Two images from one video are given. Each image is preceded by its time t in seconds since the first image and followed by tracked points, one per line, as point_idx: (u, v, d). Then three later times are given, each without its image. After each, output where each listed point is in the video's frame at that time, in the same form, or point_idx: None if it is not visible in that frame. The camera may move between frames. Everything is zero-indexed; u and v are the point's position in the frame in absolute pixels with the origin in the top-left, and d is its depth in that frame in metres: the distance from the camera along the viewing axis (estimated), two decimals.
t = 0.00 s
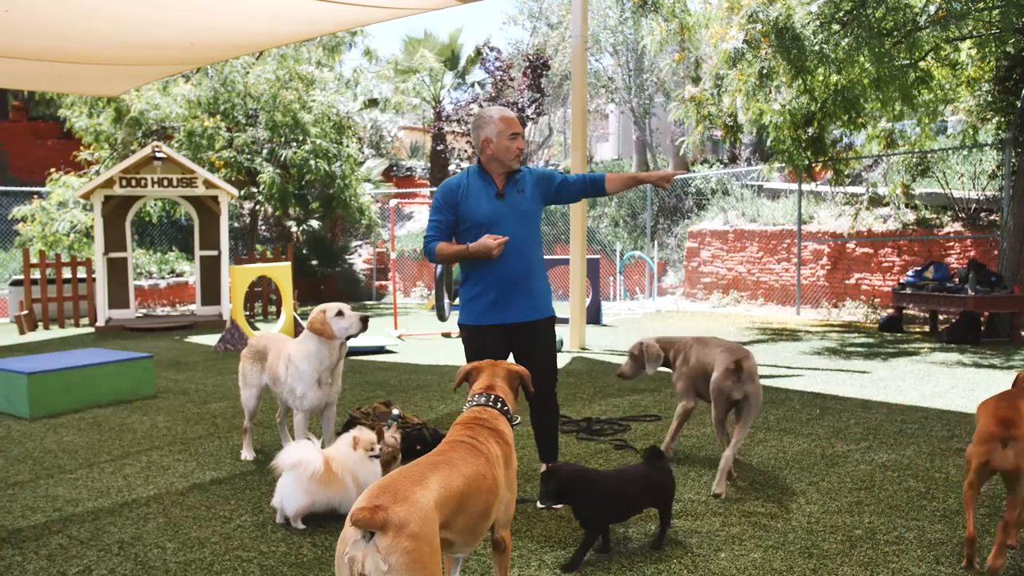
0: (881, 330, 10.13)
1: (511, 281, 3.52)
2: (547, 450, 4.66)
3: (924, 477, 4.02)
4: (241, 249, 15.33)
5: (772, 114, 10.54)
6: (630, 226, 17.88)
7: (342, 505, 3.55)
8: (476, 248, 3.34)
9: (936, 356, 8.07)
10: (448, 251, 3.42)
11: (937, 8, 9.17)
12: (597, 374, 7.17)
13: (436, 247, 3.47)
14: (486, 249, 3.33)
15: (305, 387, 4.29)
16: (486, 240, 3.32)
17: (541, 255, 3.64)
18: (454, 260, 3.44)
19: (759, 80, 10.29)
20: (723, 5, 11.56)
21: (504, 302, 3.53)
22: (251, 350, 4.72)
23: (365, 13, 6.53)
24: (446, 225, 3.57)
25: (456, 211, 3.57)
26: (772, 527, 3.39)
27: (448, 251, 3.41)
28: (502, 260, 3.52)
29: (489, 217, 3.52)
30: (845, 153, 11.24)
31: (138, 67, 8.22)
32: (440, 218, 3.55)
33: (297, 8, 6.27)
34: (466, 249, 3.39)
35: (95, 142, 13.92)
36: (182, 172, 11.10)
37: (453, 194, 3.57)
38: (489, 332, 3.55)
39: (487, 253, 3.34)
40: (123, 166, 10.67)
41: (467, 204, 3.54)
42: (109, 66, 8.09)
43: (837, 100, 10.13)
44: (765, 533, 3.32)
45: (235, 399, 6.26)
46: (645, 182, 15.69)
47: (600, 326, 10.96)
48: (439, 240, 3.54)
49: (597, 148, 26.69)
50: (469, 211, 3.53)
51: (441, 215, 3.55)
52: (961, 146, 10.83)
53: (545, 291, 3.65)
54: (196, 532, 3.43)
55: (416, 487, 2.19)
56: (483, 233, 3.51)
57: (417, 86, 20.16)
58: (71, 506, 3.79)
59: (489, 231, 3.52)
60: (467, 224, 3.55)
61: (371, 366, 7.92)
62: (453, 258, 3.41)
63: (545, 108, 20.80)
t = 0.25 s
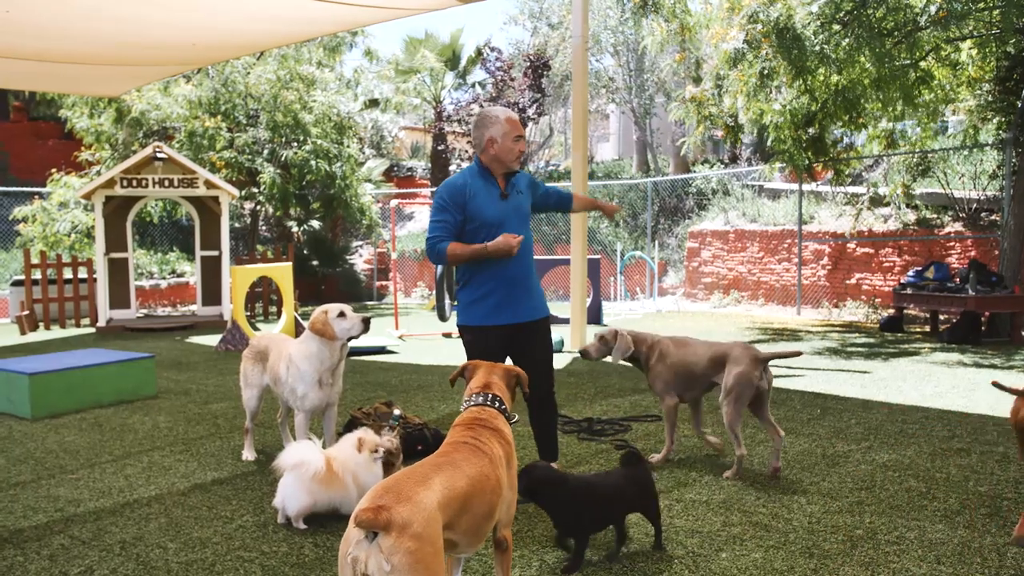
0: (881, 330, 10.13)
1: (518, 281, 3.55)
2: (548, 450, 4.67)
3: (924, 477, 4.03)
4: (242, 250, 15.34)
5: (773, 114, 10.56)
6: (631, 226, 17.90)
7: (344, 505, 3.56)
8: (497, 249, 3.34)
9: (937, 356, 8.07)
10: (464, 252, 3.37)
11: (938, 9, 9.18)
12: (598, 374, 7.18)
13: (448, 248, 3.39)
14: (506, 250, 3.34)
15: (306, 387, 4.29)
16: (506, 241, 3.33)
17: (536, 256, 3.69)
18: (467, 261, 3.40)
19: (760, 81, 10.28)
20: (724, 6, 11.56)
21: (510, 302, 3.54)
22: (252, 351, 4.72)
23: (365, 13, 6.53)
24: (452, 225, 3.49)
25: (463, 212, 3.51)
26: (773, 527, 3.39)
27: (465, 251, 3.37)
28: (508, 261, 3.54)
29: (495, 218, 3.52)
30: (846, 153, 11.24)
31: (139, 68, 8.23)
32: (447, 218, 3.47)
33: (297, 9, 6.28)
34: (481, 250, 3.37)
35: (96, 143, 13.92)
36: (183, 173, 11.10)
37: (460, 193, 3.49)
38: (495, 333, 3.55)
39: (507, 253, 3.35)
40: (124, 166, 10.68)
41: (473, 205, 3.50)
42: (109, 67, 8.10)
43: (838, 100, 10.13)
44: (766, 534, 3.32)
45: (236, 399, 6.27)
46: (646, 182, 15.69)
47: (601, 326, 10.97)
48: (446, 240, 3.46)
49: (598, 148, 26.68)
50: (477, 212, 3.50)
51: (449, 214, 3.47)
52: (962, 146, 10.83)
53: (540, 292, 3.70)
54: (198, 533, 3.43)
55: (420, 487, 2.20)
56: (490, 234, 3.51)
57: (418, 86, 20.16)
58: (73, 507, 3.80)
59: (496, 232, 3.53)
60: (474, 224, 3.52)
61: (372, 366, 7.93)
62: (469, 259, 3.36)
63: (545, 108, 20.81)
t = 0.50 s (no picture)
0: (882, 330, 10.13)
1: (518, 282, 3.59)
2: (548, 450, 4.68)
3: (925, 477, 4.03)
4: (243, 250, 15.35)
5: (773, 115, 10.59)
6: (632, 226, 17.91)
7: (346, 506, 3.56)
8: (504, 250, 3.41)
9: (937, 356, 8.07)
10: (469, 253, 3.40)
11: (939, 10, 9.18)
12: (599, 374, 7.18)
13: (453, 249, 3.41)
14: (511, 252, 3.41)
15: (308, 388, 4.31)
16: (512, 244, 3.41)
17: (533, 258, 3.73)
18: (471, 261, 3.43)
19: (760, 82, 10.29)
20: (725, 7, 11.57)
21: (510, 303, 3.57)
22: (253, 351, 4.73)
23: (366, 14, 6.54)
24: (454, 225, 3.50)
25: (465, 213, 3.52)
26: (773, 527, 3.40)
27: (471, 252, 3.41)
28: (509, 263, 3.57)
29: (497, 221, 3.55)
30: (847, 153, 11.24)
31: (140, 69, 8.24)
32: (450, 219, 3.48)
33: (298, 9, 6.28)
34: (487, 251, 3.41)
35: (98, 144, 13.95)
36: (184, 173, 11.12)
37: (463, 194, 3.50)
38: (495, 334, 3.56)
39: (512, 255, 3.42)
40: (126, 167, 10.69)
41: (476, 207, 3.52)
42: (111, 68, 8.11)
43: (839, 100, 10.13)
44: (766, 533, 3.33)
45: (238, 400, 6.28)
46: (647, 182, 15.70)
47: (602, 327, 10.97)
48: (449, 239, 3.47)
49: (599, 148, 26.68)
50: (480, 212, 3.52)
51: (452, 215, 3.48)
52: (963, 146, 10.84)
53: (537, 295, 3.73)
54: (200, 533, 3.45)
55: (421, 488, 2.21)
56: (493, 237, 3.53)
57: (419, 86, 20.10)
58: (76, 507, 3.81)
59: (497, 234, 3.57)
60: (476, 225, 3.54)
61: (373, 366, 7.94)
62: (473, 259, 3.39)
63: (547, 108, 20.82)
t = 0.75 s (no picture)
0: (881, 330, 10.13)
1: (522, 283, 3.58)
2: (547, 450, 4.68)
3: (924, 476, 4.03)
4: (242, 250, 15.35)
5: (772, 114, 10.60)
6: (631, 226, 17.92)
7: (344, 505, 3.57)
8: (503, 251, 3.40)
9: (936, 356, 8.07)
10: (470, 252, 3.40)
11: (938, 9, 9.18)
12: (599, 374, 7.18)
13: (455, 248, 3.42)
14: (510, 253, 3.40)
15: (307, 387, 4.31)
16: (510, 245, 3.40)
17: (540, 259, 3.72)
18: (471, 261, 3.43)
19: (759, 81, 10.30)
20: (724, 6, 11.58)
21: (514, 304, 3.56)
22: (252, 351, 4.73)
23: (365, 14, 6.54)
24: (460, 224, 3.51)
25: (471, 212, 3.52)
26: (772, 526, 3.40)
27: (470, 252, 3.41)
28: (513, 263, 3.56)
29: (503, 220, 3.54)
30: (846, 152, 11.24)
31: (139, 68, 8.24)
32: (453, 217, 3.48)
33: (297, 9, 6.29)
34: (487, 252, 3.41)
35: (97, 143, 13.94)
36: (183, 173, 11.12)
37: (469, 192, 3.50)
38: (499, 333, 3.56)
39: (511, 256, 3.41)
40: (125, 166, 10.69)
41: (482, 206, 3.51)
42: (111, 67, 8.11)
43: (839, 100, 10.13)
44: (765, 533, 3.33)
45: (237, 399, 6.28)
46: (646, 182, 15.70)
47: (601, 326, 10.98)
48: (451, 238, 3.48)
49: (598, 148, 26.68)
50: (484, 212, 3.51)
51: (457, 213, 3.48)
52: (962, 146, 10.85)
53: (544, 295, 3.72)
54: (199, 532, 3.45)
55: (422, 487, 2.21)
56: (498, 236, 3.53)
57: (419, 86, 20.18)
58: (75, 506, 3.81)
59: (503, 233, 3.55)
60: (480, 224, 3.53)
61: (372, 366, 7.94)
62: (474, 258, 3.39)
63: (546, 108, 20.82)
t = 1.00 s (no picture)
0: (882, 329, 10.12)
1: (537, 279, 3.57)
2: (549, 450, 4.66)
3: (925, 476, 4.02)
4: (243, 250, 15.35)
5: (773, 113, 10.59)
6: (632, 226, 17.92)
7: (345, 505, 3.57)
8: (514, 248, 3.40)
9: (938, 355, 8.06)
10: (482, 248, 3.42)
11: (939, 9, 9.17)
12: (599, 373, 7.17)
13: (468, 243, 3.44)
14: (519, 250, 3.41)
15: (308, 387, 4.30)
16: (522, 242, 3.40)
17: (560, 257, 3.69)
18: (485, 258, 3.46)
19: (760, 80, 10.30)
20: (725, 5, 11.58)
21: (528, 301, 3.56)
22: (253, 351, 4.73)
23: (366, 14, 6.54)
24: (475, 221, 3.54)
25: (487, 209, 3.54)
26: (773, 526, 3.39)
27: (482, 249, 3.44)
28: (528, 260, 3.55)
29: (519, 217, 3.54)
30: (847, 152, 11.23)
31: (139, 68, 8.25)
32: (470, 214, 3.53)
33: (297, 9, 6.28)
34: (499, 249, 3.43)
35: (98, 143, 13.95)
36: (184, 173, 11.12)
37: (486, 190, 3.53)
38: (512, 330, 3.56)
39: (522, 253, 3.41)
40: (126, 166, 10.69)
41: (498, 203, 3.53)
42: (112, 67, 8.11)
43: (840, 100, 10.12)
44: (767, 533, 3.32)
45: (238, 399, 6.28)
46: (647, 181, 15.69)
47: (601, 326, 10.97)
48: (467, 236, 3.53)
49: (599, 147, 26.67)
50: (499, 208, 3.53)
51: (473, 210, 3.52)
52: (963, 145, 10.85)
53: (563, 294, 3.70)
54: (200, 532, 3.44)
55: (424, 486, 2.21)
56: (513, 233, 3.53)
57: (420, 86, 20.22)
58: (75, 506, 3.81)
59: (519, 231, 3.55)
60: (496, 221, 3.55)
61: (373, 366, 7.94)
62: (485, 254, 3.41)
63: (547, 108, 20.82)
